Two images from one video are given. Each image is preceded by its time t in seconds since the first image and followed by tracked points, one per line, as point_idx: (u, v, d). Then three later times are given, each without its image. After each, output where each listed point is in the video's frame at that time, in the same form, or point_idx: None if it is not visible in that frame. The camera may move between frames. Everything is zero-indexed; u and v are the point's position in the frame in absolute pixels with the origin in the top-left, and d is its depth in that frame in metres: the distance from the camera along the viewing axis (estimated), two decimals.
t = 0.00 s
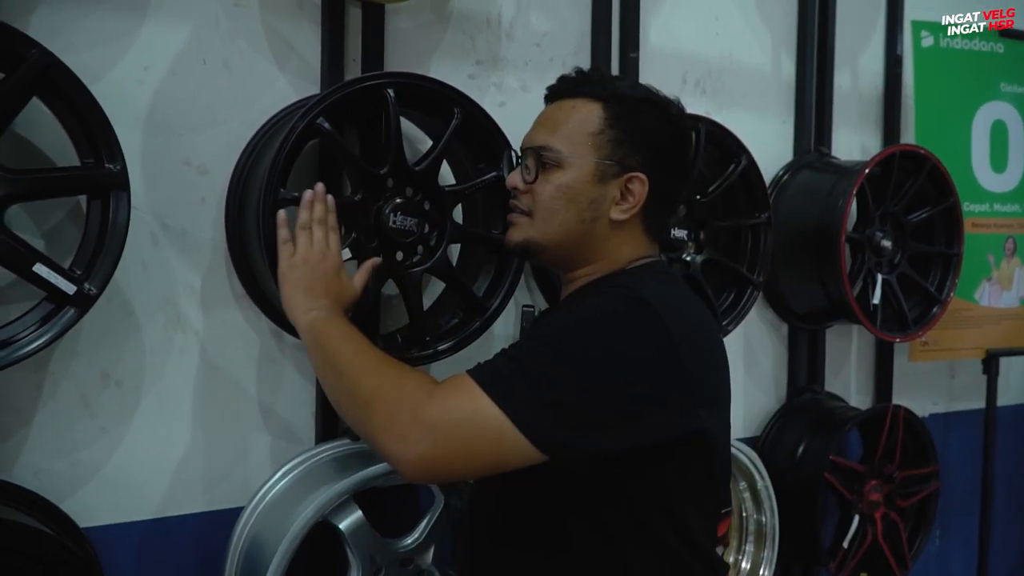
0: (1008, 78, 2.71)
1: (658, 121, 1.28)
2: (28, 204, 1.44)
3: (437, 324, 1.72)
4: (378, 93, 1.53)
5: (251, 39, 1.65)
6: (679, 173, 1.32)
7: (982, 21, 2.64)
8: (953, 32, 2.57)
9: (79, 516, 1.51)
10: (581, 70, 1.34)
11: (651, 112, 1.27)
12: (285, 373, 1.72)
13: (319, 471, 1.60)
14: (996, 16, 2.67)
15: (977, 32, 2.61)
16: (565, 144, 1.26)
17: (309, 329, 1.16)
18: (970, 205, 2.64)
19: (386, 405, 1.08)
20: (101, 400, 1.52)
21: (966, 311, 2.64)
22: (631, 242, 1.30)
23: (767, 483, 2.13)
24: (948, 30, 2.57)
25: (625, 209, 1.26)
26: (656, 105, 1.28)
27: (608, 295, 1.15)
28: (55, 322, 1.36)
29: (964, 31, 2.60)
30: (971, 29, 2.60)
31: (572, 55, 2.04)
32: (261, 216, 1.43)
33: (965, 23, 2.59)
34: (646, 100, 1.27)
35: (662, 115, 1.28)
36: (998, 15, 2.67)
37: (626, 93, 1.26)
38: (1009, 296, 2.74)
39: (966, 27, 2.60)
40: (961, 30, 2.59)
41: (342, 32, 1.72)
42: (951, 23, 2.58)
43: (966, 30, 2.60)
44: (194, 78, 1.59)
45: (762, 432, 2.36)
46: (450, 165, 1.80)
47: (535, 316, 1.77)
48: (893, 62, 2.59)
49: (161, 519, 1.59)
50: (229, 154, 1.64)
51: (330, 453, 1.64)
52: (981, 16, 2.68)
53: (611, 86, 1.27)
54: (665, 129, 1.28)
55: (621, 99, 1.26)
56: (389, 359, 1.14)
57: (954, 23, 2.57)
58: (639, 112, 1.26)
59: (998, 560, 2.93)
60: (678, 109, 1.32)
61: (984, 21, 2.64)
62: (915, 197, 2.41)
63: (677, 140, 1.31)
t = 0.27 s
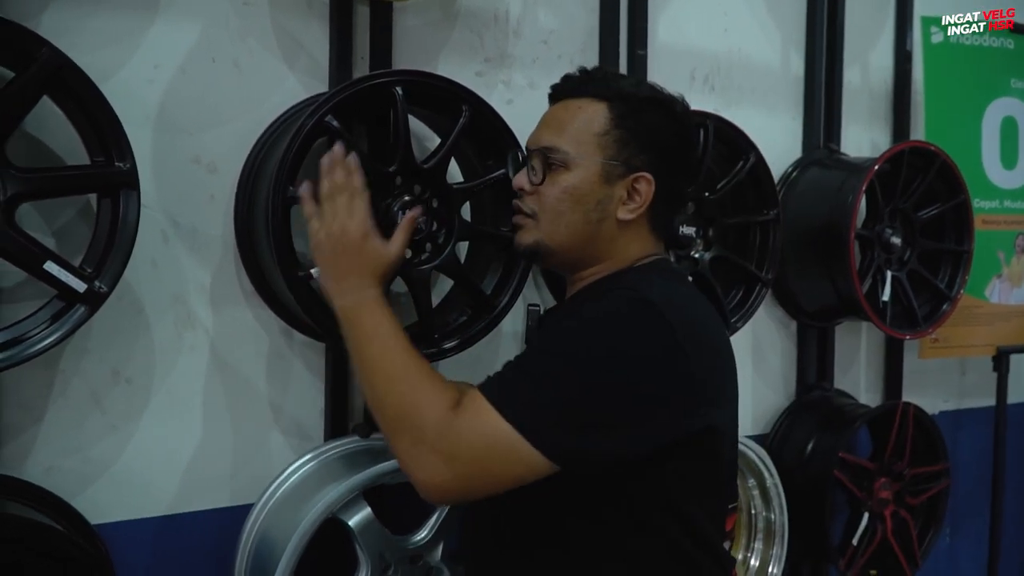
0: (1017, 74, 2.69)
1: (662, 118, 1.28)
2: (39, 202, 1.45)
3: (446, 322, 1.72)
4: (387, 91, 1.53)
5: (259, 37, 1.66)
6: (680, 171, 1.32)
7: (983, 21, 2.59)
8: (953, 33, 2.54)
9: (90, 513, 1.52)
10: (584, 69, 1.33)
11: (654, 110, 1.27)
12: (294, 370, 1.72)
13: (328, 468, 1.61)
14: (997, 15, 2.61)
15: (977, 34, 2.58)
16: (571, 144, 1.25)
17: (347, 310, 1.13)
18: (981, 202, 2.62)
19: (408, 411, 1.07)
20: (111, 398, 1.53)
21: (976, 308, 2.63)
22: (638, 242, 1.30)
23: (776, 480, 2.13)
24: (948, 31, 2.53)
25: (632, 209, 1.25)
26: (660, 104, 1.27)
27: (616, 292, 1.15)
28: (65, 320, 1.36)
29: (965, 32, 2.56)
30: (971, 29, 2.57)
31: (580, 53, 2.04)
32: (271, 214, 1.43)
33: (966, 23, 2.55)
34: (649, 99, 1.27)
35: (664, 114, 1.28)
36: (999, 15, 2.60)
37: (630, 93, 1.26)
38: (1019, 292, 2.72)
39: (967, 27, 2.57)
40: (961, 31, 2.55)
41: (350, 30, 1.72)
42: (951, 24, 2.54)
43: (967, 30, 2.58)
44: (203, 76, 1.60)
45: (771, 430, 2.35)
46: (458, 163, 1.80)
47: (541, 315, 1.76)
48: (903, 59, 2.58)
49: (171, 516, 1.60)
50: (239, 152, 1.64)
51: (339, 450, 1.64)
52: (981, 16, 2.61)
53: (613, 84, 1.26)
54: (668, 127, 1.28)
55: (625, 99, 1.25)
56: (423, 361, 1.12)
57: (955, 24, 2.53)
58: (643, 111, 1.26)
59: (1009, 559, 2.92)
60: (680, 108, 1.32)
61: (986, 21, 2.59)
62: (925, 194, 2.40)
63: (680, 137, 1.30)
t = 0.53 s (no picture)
0: None
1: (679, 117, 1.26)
2: (46, 200, 1.45)
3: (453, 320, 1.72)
4: (392, 88, 1.53)
5: (265, 35, 1.66)
6: (699, 172, 1.30)
7: (983, 20, 2.56)
8: (953, 33, 2.53)
9: (98, 510, 1.53)
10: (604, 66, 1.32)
11: (672, 109, 1.25)
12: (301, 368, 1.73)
13: (335, 465, 1.61)
14: (998, 15, 2.58)
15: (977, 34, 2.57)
16: (586, 141, 1.25)
17: (351, 384, 1.07)
18: (987, 198, 2.61)
19: (453, 464, 1.03)
20: (118, 395, 1.53)
21: (983, 304, 2.62)
22: (654, 241, 1.28)
23: (782, 477, 2.13)
24: (947, 30, 2.52)
25: (646, 208, 1.24)
26: (677, 103, 1.26)
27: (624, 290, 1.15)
28: (72, 317, 1.36)
29: (965, 32, 2.56)
30: (970, 30, 2.56)
31: (586, 50, 2.03)
32: (277, 212, 1.43)
33: (965, 22, 2.55)
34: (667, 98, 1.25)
35: (682, 113, 1.26)
36: (999, 15, 2.56)
37: (648, 91, 1.24)
38: None
39: (966, 27, 2.56)
40: (961, 30, 2.54)
41: (356, 27, 1.72)
42: (950, 23, 2.53)
43: (966, 31, 2.56)
44: (209, 74, 1.60)
45: (777, 427, 2.35)
46: (464, 161, 1.80)
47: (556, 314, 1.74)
48: (909, 55, 2.57)
49: (178, 514, 1.60)
50: (246, 150, 1.64)
51: (345, 447, 1.64)
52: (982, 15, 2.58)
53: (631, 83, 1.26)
54: (684, 125, 1.26)
55: (642, 97, 1.24)
56: (436, 410, 1.08)
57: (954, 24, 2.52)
58: (659, 110, 1.25)
59: (1015, 555, 2.91)
60: (700, 106, 1.30)
61: (985, 20, 2.57)
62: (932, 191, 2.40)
63: (697, 136, 1.28)
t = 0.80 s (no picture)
0: None
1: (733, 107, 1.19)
2: (47, 195, 1.44)
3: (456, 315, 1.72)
4: (395, 83, 1.53)
5: (267, 30, 1.65)
6: (750, 167, 1.23)
7: (982, 21, 2.55)
8: (953, 32, 2.51)
9: (99, 505, 1.53)
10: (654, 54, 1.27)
11: (726, 98, 1.18)
12: (302, 363, 1.72)
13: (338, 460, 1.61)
14: (998, 15, 2.57)
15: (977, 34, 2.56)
16: (632, 128, 1.19)
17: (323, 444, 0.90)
18: (989, 194, 2.61)
19: (449, 523, 0.90)
20: (120, 391, 1.53)
21: (985, 300, 2.62)
22: (701, 238, 1.21)
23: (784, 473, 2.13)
24: (948, 31, 2.51)
25: (691, 200, 1.18)
26: (731, 92, 1.19)
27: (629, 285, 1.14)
28: (73, 313, 1.36)
29: (965, 32, 2.54)
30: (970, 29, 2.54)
31: (589, 45, 2.03)
32: (278, 207, 1.43)
33: (965, 22, 2.53)
34: (721, 87, 1.19)
35: (737, 102, 1.19)
36: (999, 15, 2.56)
37: (699, 80, 1.19)
38: None
39: (967, 27, 2.54)
40: (961, 30, 2.53)
41: (358, 22, 1.71)
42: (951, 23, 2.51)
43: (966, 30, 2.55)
44: (211, 69, 1.59)
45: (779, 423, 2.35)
46: (467, 156, 1.80)
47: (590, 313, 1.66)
48: (912, 51, 2.56)
49: (180, 510, 1.60)
50: (248, 145, 1.64)
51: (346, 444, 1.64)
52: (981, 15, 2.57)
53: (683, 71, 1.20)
54: (738, 114, 1.19)
55: (694, 85, 1.18)
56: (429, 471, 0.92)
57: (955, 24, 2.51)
58: (712, 98, 1.18)
59: (1016, 551, 2.91)
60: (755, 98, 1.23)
61: (985, 21, 2.56)
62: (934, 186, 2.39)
63: (753, 128, 1.21)
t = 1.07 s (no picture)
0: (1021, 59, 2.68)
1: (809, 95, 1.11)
2: (40, 191, 1.44)
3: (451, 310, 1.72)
4: (388, 77, 1.52)
5: (261, 25, 1.65)
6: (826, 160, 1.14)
7: (983, 20, 2.56)
8: (952, 32, 2.53)
9: (95, 501, 1.52)
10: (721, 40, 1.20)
11: (802, 84, 1.11)
12: (297, 359, 1.72)
13: (333, 455, 1.61)
14: (998, 15, 2.58)
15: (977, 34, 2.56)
16: (697, 114, 1.13)
17: None
18: (984, 187, 2.61)
19: None
20: (115, 387, 1.53)
21: (980, 292, 2.63)
22: (768, 234, 1.14)
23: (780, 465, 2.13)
24: (948, 30, 2.52)
25: (757, 193, 1.11)
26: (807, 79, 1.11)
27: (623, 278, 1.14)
28: (67, 309, 1.36)
29: (965, 31, 2.55)
30: (971, 29, 2.56)
31: (583, 39, 2.02)
32: (272, 201, 1.43)
33: (965, 22, 2.54)
34: (796, 74, 1.11)
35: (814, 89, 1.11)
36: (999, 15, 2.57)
37: (772, 66, 1.11)
38: (1022, 277, 2.72)
39: (966, 27, 2.56)
40: (961, 30, 2.54)
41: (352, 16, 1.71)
42: (950, 22, 2.53)
43: (966, 30, 2.56)
44: (204, 64, 1.59)
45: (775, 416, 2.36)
46: (462, 151, 1.80)
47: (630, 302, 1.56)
48: (907, 44, 2.55)
49: (176, 506, 1.59)
50: (242, 140, 1.64)
51: (341, 440, 1.65)
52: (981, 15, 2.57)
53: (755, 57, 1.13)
54: (816, 105, 1.11)
55: (764, 71, 1.11)
56: None
57: (954, 24, 2.52)
58: (787, 84, 1.10)
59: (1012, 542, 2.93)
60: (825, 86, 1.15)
61: (985, 20, 2.56)
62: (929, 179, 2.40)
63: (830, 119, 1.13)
